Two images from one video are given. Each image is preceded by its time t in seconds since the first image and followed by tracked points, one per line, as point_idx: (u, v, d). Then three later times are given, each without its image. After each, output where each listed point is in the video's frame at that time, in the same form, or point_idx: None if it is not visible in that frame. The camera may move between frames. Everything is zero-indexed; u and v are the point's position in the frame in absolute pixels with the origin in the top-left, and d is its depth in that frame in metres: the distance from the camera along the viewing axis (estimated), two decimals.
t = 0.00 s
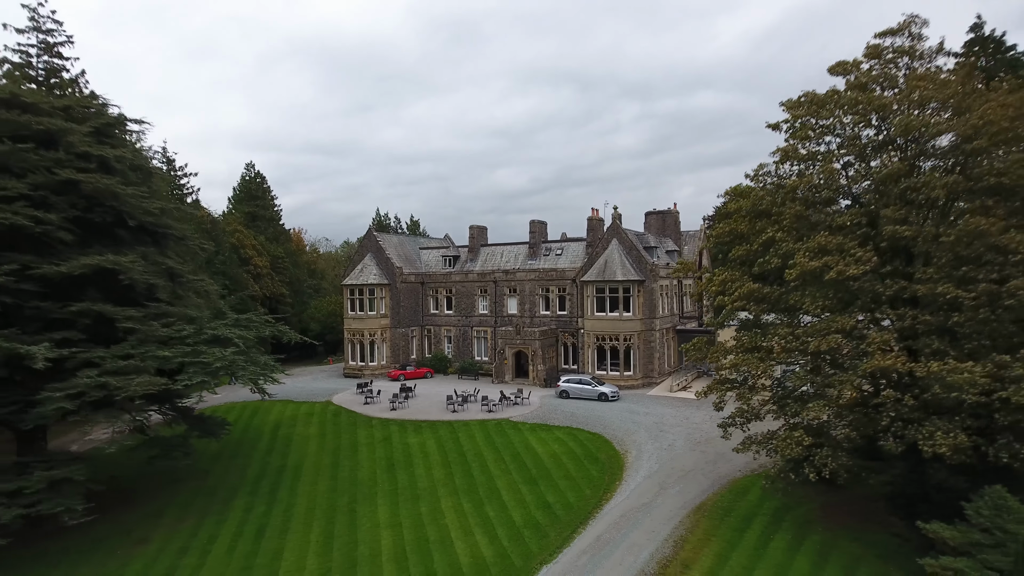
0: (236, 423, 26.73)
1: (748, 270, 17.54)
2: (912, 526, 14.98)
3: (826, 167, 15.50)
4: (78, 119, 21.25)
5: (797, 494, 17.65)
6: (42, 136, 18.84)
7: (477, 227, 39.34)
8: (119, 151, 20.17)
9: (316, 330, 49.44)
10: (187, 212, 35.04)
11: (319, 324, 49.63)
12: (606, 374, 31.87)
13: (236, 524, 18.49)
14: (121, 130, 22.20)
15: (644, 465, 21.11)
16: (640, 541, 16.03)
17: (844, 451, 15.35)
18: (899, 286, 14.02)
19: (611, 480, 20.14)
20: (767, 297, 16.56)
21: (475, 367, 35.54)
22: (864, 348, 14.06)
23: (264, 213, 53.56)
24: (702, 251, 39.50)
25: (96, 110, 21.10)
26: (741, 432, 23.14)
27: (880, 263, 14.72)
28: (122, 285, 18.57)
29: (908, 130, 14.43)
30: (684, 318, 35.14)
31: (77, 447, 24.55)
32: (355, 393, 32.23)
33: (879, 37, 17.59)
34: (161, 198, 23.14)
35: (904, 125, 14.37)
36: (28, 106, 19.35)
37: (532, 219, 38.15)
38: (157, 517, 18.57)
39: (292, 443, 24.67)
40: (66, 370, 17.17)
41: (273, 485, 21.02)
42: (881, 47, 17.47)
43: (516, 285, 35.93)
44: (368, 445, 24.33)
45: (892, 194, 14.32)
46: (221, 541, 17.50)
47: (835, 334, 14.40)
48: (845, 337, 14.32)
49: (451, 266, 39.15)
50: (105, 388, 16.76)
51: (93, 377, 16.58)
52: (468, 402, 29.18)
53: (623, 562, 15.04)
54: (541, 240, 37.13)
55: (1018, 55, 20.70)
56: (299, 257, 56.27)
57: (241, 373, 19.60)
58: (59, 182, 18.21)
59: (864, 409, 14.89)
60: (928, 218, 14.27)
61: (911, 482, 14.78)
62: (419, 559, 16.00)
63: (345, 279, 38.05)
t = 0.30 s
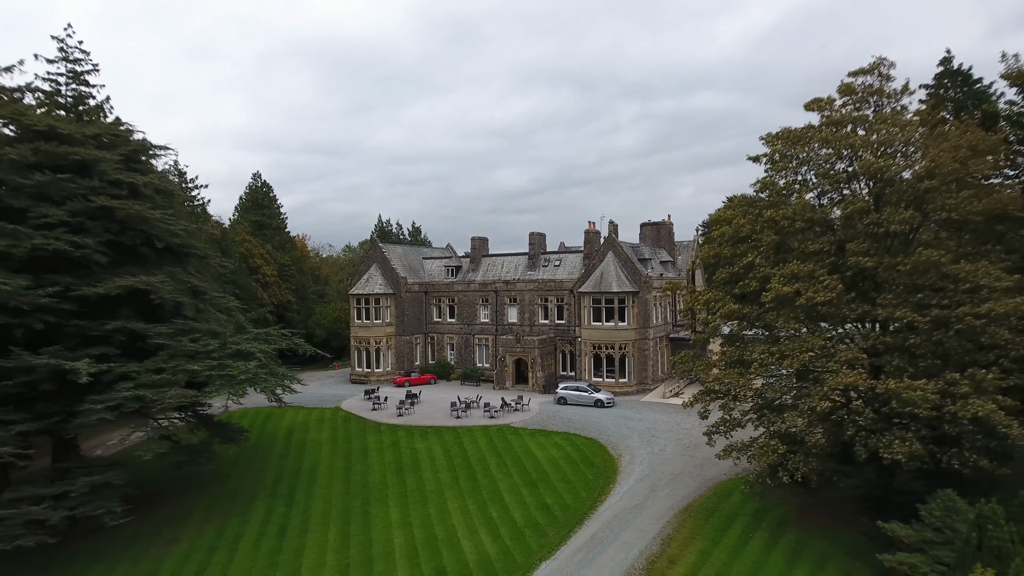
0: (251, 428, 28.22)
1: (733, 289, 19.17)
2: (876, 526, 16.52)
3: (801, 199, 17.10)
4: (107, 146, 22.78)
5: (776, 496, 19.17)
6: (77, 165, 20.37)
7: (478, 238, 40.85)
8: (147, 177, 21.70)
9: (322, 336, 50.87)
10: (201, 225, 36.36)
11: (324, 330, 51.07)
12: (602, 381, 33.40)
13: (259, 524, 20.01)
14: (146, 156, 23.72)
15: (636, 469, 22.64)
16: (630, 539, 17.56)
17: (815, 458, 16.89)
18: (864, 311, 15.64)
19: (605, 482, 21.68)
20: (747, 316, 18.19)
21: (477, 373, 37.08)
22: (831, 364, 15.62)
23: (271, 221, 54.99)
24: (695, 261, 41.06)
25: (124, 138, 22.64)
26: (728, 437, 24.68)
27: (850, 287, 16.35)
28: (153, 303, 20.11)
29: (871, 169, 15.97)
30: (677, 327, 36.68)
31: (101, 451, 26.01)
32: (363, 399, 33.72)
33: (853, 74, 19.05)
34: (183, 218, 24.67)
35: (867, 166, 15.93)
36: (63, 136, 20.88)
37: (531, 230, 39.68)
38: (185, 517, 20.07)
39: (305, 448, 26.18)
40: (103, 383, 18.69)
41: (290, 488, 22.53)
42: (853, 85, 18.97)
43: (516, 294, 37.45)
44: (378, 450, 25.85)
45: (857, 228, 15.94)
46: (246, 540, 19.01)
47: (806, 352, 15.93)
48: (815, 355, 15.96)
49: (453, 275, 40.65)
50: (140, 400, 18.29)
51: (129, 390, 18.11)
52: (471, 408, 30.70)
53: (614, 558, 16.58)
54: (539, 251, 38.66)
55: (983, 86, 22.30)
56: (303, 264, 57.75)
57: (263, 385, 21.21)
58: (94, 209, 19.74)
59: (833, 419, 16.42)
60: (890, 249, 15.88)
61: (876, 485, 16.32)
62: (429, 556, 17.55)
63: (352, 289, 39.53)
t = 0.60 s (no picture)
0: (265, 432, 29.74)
1: (716, 304, 20.86)
2: (846, 523, 18.12)
3: (778, 225, 18.76)
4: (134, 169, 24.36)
5: (758, 496, 20.75)
6: (109, 189, 21.96)
7: (479, 248, 42.38)
8: (172, 199, 23.29)
9: (327, 340, 52.38)
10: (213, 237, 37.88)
11: (330, 335, 52.56)
12: (598, 386, 34.95)
13: (279, 522, 21.58)
14: (168, 178, 25.29)
15: (629, 470, 24.21)
16: (622, 535, 19.14)
17: (790, 461, 18.51)
18: (833, 328, 17.45)
19: (600, 483, 23.25)
20: (730, 330, 19.84)
21: (479, 378, 38.68)
22: (802, 377, 17.25)
23: (277, 229, 56.52)
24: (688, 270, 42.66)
25: (149, 162, 24.20)
26: (715, 441, 26.27)
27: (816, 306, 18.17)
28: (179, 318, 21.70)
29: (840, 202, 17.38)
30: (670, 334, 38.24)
31: (124, 453, 27.52)
32: (370, 404, 35.27)
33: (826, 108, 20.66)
34: (203, 235, 26.26)
35: (836, 197, 17.54)
36: (95, 161, 22.47)
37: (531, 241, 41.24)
38: (210, 516, 21.62)
39: (318, 451, 27.72)
40: (136, 392, 20.29)
41: (306, 488, 24.12)
42: (829, 117, 20.56)
43: (515, 303, 39.02)
44: (386, 453, 27.41)
45: (826, 252, 17.58)
46: (268, 537, 20.60)
47: (779, 366, 17.54)
48: (789, 368, 17.58)
49: (455, 284, 42.22)
50: (171, 408, 19.89)
51: (161, 399, 19.71)
52: (473, 412, 32.27)
53: (607, 553, 18.15)
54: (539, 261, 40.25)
55: (952, 113, 23.90)
56: (308, 270, 59.28)
57: (282, 393, 22.82)
58: (126, 230, 21.34)
59: (805, 427, 18.01)
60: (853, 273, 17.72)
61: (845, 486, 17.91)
62: (437, 551, 19.16)
63: (358, 297, 40.95)
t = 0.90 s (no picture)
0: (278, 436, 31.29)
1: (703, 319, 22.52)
2: (821, 523, 19.72)
3: (758, 248, 20.43)
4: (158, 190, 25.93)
5: (742, 497, 22.34)
6: (137, 211, 23.55)
7: (480, 258, 43.95)
8: (195, 219, 24.87)
9: (333, 345, 53.89)
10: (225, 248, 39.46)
11: (335, 340, 54.06)
12: (595, 392, 36.53)
13: (296, 522, 23.15)
14: (189, 198, 26.86)
15: (623, 473, 25.80)
16: (615, 533, 20.74)
17: (769, 466, 20.15)
18: (812, 347, 19.27)
19: (595, 485, 24.85)
20: (715, 345, 21.48)
21: (480, 384, 40.29)
22: (779, 389, 18.92)
23: (283, 237, 58.09)
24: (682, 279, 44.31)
25: (172, 183, 25.77)
26: (705, 445, 27.86)
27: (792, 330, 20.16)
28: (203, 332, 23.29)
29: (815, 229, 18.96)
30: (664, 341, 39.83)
31: (146, 456, 29.09)
32: (376, 408, 36.83)
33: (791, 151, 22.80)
34: (221, 252, 27.85)
35: (811, 224, 19.22)
36: (123, 185, 24.06)
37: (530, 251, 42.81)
38: (232, 516, 23.18)
39: (328, 454, 29.25)
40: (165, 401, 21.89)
41: (320, 490, 25.69)
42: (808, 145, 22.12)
43: (516, 311, 40.62)
44: (394, 456, 28.97)
45: (800, 274, 19.26)
46: (287, 535, 22.18)
47: (758, 379, 19.20)
48: (767, 381, 19.26)
49: (458, 292, 43.82)
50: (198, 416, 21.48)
51: (188, 408, 21.30)
52: (476, 417, 33.86)
53: (601, 550, 19.75)
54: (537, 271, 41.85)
55: (925, 139, 25.53)
56: (313, 277, 60.82)
57: (299, 401, 24.45)
58: (153, 250, 22.92)
59: (782, 435, 19.65)
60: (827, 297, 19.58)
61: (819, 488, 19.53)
62: (445, 548, 20.74)
63: (364, 305, 42.49)
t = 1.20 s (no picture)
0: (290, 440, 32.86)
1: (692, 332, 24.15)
2: (799, 522, 21.33)
3: (741, 267, 22.10)
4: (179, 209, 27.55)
5: (728, 498, 23.98)
6: (163, 230, 25.17)
7: (482, 266, 45.50)
8: (215, 237, 26.48)
9: (338, 350, 55.42)
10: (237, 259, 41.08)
11: (340, 345, 55.60)
12: (592, 397, 38.14)
13: (312, 521, 24.76)
14: (208, 216, 28.48)
15: (618, 475, 27.43)
16: (609, 531, 22.37)
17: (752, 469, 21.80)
18: (790, 360, 20.95)
19: (591, 486, 26.48)
20: (702, 356, 23.13)
21: (483, 389, 41.93)
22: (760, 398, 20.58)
23: (290, 244, 59.68)
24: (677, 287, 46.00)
25: (194, 203, 27.39)
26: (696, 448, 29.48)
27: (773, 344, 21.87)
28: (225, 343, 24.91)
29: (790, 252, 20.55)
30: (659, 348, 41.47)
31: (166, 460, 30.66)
32: (382, 413, 38.41)
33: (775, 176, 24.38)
34: (238, 266, 29.48)
35: (789, 246, 20.90)
36: (149, 205, 25.68)
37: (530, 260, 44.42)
38: (251, 516, 24.77)
39: (339, 457, 30.88)
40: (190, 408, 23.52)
41: (332, 491, 27.29)
42: (790, 170, 23.69)
43: (517, 318, 42.25)
44: (402, 459, 30.58)
45: (779, 292, 20.93)
46: (304, 534, 23.78)
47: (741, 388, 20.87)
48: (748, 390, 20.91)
49: (460, 300, 45.43)
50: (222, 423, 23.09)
51: (213, 415, 22.95)
52: (479, 422, 35.46)
53: (597, 546, 21.39)
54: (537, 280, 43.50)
55: (902, 161, 27.17)
56: (318, 283, 62.39)
57: (314, 407, 26.05)
58: (178, 267, 24.54)
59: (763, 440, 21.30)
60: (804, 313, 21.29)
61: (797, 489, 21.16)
62: (452, 545, 22.37)
63: (370, 313, 44.04)
